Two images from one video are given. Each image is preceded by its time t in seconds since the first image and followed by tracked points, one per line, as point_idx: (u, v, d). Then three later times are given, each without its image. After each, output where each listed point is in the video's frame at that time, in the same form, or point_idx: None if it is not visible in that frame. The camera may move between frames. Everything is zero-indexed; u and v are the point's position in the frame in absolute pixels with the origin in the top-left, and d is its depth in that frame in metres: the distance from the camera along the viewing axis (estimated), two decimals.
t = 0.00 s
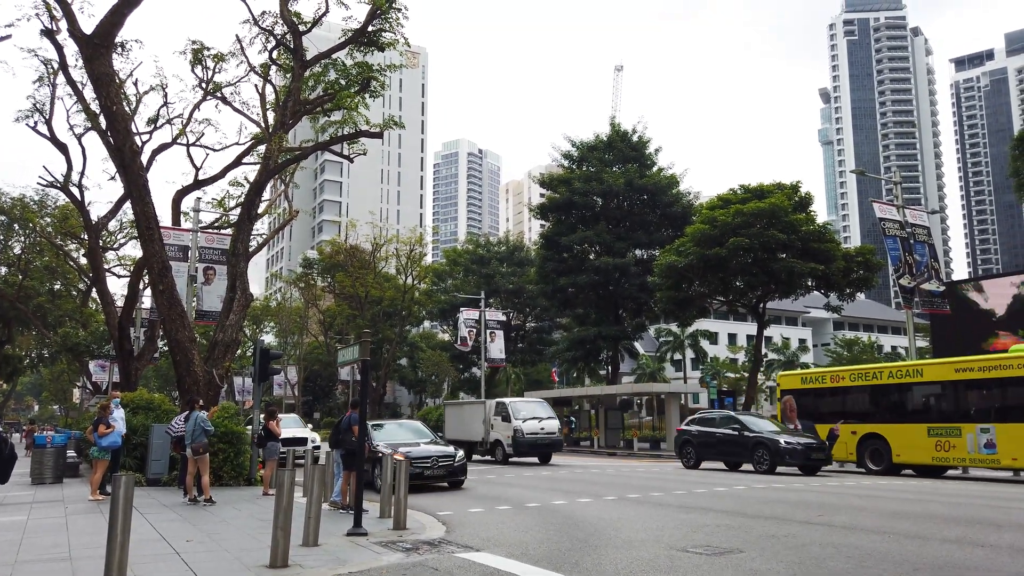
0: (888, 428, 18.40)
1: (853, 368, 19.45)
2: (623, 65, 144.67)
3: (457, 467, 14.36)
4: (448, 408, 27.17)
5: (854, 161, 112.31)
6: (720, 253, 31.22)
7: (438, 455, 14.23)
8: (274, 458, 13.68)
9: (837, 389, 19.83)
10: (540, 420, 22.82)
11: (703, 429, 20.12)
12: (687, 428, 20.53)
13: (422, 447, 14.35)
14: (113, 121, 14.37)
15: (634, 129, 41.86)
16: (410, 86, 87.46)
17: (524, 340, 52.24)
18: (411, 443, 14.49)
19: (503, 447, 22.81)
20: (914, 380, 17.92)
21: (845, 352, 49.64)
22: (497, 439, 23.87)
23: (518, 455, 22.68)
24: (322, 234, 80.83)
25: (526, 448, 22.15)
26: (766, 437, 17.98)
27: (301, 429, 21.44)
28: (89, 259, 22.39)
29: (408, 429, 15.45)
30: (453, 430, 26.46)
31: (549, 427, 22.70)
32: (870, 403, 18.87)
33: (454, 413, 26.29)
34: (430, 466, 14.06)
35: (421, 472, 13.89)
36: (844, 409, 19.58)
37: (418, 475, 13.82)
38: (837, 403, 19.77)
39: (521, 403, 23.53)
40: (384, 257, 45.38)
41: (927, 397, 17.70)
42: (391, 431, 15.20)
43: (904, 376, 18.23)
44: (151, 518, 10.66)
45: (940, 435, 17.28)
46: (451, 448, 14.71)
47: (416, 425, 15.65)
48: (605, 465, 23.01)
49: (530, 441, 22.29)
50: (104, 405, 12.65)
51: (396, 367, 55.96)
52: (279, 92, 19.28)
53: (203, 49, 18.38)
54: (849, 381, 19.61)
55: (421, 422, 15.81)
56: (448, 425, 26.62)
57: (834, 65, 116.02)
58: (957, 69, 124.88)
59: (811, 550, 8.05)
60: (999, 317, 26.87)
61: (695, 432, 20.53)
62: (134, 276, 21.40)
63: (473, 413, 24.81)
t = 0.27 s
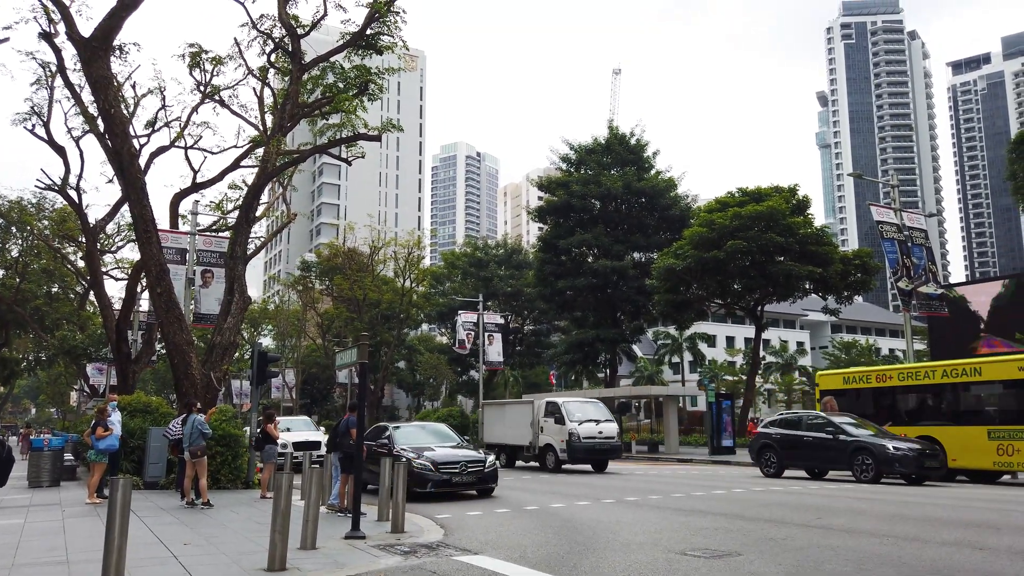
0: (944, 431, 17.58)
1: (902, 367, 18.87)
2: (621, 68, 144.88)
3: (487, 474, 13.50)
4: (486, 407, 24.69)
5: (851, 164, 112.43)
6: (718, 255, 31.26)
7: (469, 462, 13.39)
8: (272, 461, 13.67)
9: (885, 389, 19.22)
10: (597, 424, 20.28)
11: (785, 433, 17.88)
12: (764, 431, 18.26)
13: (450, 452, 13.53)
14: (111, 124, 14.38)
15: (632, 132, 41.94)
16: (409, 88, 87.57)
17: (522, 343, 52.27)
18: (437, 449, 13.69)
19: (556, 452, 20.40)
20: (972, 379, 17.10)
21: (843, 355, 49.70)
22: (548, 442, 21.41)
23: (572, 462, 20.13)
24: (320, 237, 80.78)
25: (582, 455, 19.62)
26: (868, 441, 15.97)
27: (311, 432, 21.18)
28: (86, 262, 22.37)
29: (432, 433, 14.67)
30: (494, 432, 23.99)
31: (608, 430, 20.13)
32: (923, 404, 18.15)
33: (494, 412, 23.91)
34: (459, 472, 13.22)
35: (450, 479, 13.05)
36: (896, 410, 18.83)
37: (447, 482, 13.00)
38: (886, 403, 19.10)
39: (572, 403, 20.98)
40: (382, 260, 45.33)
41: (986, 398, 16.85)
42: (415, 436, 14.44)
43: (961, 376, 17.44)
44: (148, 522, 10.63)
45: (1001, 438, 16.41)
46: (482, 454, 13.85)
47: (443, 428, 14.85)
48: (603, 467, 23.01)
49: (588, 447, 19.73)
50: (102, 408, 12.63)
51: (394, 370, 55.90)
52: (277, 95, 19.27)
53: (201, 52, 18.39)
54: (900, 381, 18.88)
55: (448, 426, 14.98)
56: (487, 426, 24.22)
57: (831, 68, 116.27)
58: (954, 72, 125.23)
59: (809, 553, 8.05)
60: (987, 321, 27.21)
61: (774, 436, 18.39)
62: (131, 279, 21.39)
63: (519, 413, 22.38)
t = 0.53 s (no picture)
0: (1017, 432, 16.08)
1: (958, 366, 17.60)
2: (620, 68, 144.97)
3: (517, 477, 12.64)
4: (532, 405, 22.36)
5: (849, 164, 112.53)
6: (716, 256, 31.28)
7: (499, 465, 12.54)
8: (270, 461, 13.66)
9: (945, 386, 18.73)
10: (668, 422, 18.12)
11: (896, 434, 16.04)
12: (870, 434, 16.43)
13: (478, 454, 12.72)
14: (109, 124, 14.35)
15: (630, 132, 41.97)
16: (407, 89, 87.55)
17: (520, 343, 52.25)
18: (462, 450, 12.92)
19: (622, 454, 18.20)
20: None
21: (841, 355, 49.75)
22: (612, 443, 19.10)
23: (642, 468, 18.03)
24: (318, 237, 80.79)
25: (655, 459, 17.51)
26: (1002, 441, 14.15)
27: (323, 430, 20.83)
28: (84, 262, 22.33)
29: (456, 433, 13.88)
30: (544, 433, 21.62)
31: (681, 430, 18.06)
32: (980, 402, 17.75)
33: (545, 410, 21.66)
34: (488, 476, 12.39)
35: (479, 483, 12.22)
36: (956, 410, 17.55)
37: (476, 487, 12.19)
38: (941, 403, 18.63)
39: (637, 399, 18.77)
40: (380, 260, 45.31)
41: None
42: (438, 436, 13.69)
43: None
44: (146, 522, 10.61)
45: None
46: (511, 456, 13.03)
47: (468, 428, 14.03)
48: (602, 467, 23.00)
49: (661, 449, 17.52)
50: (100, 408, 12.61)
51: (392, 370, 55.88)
52: (276, 95, 19.25)
53: (199, 52, 18.36)
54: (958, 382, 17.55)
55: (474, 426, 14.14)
56: (534, 427, 21.96)
57: (829, 69, 116.37)
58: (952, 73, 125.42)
59: (807, 553, 8.06)
60: (988, 323, 27.24)
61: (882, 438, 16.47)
62: (129, 279, 21.35)
63: (576, 411, 19.98)
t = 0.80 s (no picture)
0: None
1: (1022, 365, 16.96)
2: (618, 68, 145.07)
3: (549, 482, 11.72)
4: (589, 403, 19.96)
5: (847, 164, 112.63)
6: (714, 256, 31.28)
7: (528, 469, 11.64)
8: (268, 461, 13.66)
9: (968, 386, 18.24)
10: (762, 420, 15.89)
11: None
12: (1008, 433, 14.30)
13: (504, 455, 11.90)
14: (107, 124, 14.32)
15: (628, 132, 42.00)
16: (405, 88, 87.51)
17: (518, 343, 52.31)
18: (486, 452, 12.11)
19: (709, 457, 15.74)
20: None
21: (839, 355, 49.78)
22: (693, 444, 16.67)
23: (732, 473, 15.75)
24: (317, 237, 80.78)
25: (750, 463, 15.20)
26: None
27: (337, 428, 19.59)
28: (82, 262, 22.32)
29: (479, 434, 13.12)
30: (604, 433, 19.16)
31: (777, 429, 15.83)
32: None
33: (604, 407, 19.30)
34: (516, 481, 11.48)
35: (507, 489, 11.37)
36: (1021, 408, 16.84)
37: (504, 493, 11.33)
38: (980, 401, 17.85)
39: (723, 394, 16.28)
40: (378, 260, 45.29)
41: None
42: (461, 438, 12.95)
43: None
44: (143, 522, 10.61)
45: None
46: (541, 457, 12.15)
47: (494, 429, 13.24)
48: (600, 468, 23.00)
49: (756, 453, 15.23)
50: (97, 408, 12.60)
51: (390, 370, 55.87)
52: (274, 95, 19.23)
53: (197, 52, 18.34)
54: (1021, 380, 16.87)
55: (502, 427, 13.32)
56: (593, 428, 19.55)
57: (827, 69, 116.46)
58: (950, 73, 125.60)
59: (805, 553, 8.08)
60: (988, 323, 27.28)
61: None
62: (126, 279, 21.34)
63: (649, 408, 17.59)
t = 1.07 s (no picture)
0: None
1: None
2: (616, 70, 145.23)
3: (577, 488, 10.62)
4: (665, 398, 17.50)
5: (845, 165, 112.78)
6: (712, 257, 31.28)
7: (554, 474, 10.54)
8: (266, 463, 13.63)
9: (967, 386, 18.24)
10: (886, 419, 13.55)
11: None
12: None
13: (527, 458, 10.83)
14: (104, 125, 14.30)
15: (626, 134, 42.02)
16: (403, 89, 87.54)
17: (517, 344, 52.32)
18: (507, 454, 11.05)
19: (824, 463, 13.55)
20: None
21: (837, 356, 49.85)
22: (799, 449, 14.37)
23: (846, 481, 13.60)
24: (315, 238, 80.78)
25: (876, 471, 12.94)
26: None
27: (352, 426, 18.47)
28: (80, 263, 22.28)
29: (500, 434, 12.07)
30: (687, 435, 16.67)
31: (904, 431, 13.45)
32: None
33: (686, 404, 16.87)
34: (541, 487, 10.39)
35: (530, 496, 10.27)
36: None
37: (528, 500, 10.25)
38: None
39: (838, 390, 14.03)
40: (376, 261, 45.26)
41: None
42: (480, 438, 11.90)
43: None
44: (140, 524, 10.58)
45: None
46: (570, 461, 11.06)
47: (518, 430, 12.14)
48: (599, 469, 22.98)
49: (885, 457, 12.96)
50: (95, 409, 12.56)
51: (389, 371, 55.84)
52: (272, 96, 19.20)
53: (195, 52, 18.31)
54: None
55: (525, 428, 12.21)
56: (669, 427, 17.16)
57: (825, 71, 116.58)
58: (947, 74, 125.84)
59: (804, 554, 8.07)
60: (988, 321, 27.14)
61: None
62: (124, 280, 21.31)
63: (743, 406, 15.34)
